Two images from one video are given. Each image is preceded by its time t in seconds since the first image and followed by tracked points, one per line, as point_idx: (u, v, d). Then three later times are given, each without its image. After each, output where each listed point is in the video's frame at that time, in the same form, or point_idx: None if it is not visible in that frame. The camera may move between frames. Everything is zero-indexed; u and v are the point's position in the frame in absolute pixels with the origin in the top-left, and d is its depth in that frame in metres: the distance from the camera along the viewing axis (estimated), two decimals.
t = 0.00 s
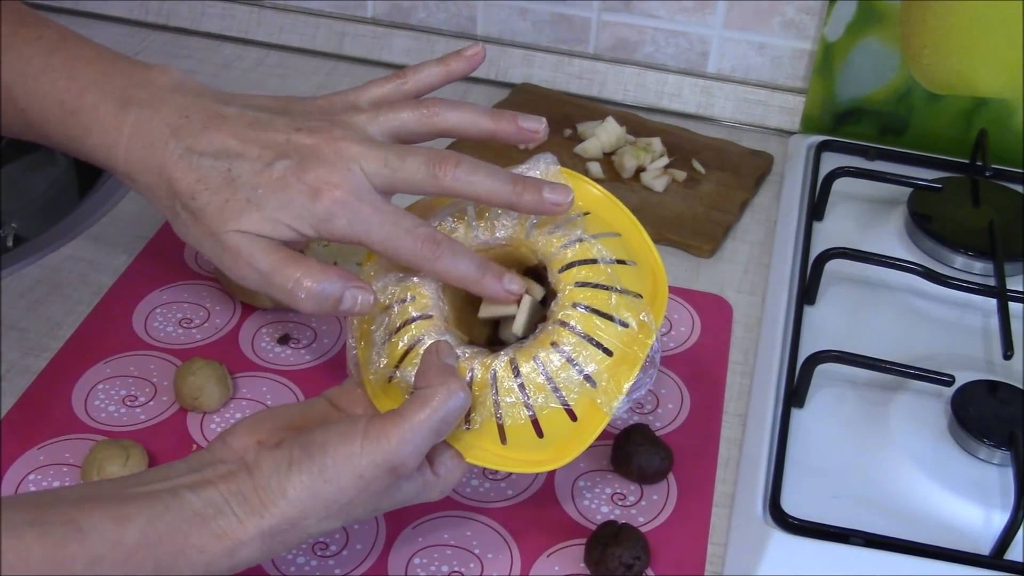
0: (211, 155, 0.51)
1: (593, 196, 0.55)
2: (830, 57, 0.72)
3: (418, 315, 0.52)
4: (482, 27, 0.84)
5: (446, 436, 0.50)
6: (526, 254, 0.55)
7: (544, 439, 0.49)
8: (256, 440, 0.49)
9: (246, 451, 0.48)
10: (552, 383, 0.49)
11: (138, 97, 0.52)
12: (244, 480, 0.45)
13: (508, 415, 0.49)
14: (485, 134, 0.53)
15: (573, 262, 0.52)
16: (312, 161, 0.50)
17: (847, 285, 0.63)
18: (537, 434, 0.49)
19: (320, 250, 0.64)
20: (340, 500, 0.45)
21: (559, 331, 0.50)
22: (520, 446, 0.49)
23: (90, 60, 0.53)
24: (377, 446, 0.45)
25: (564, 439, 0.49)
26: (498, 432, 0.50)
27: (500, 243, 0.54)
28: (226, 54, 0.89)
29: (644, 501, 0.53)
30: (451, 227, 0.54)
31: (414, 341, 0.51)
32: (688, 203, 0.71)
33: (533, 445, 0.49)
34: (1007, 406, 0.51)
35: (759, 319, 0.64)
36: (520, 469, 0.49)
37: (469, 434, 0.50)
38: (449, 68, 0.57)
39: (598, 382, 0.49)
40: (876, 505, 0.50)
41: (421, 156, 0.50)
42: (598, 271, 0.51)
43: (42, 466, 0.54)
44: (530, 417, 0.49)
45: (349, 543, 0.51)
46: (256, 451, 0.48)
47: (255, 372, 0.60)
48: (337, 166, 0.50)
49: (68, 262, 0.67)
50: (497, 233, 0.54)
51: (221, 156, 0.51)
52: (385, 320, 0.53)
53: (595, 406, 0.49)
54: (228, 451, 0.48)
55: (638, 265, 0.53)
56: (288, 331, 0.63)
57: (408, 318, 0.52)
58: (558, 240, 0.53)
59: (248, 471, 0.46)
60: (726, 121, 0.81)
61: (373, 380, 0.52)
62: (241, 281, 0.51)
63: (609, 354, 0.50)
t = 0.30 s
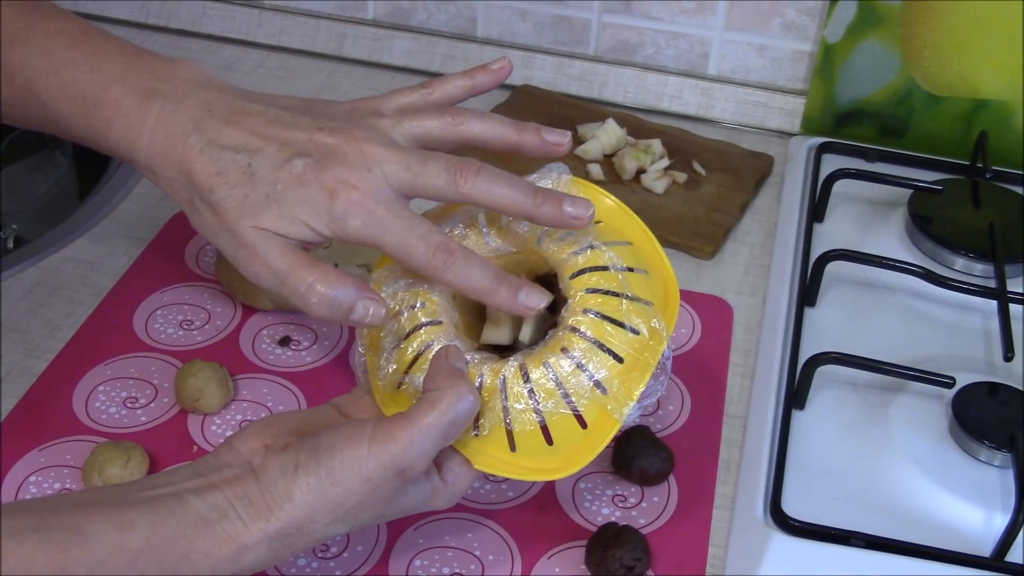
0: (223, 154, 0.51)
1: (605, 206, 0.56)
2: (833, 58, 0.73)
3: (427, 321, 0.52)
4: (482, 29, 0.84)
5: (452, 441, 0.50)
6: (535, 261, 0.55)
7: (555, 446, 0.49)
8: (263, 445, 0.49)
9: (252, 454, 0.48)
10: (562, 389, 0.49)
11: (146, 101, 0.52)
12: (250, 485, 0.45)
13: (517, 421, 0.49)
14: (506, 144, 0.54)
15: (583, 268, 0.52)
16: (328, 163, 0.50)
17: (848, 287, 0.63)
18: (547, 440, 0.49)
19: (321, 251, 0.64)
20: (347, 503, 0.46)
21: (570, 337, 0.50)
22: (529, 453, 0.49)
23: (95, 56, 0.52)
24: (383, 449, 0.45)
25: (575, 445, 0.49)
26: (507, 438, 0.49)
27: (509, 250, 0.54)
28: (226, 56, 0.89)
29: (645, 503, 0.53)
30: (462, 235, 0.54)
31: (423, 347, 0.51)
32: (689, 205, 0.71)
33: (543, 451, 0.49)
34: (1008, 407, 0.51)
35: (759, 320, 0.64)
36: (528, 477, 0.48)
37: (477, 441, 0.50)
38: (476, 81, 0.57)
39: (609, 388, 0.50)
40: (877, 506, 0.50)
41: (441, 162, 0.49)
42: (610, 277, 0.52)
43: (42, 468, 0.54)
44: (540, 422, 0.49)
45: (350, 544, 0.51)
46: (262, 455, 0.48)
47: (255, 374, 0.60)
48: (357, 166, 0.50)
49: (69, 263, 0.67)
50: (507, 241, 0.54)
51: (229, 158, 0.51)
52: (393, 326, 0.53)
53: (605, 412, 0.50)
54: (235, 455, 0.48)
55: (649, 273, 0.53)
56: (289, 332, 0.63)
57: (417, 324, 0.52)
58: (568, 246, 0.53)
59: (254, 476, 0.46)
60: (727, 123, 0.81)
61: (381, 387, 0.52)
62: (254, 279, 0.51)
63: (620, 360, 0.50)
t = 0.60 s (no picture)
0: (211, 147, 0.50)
1: (602, 216, 0.56)
2: (830, 59, 0.73)
3: (422, 330, 0.52)
4: (480, 29, 0.84)
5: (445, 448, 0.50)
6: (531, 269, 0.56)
7: (550, 456, 0.49)
8: (255, 453, 0.49)
9: (245, 463, 0.48)
10: (558, 397, 0.49)
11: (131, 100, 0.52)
12: (243, 494, 0.45)
13: (511, 429, 0.49)
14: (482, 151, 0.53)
15: (578, 277, 0.53)
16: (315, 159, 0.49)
17: (845, 287, 0.63)
18: (542, 450, 0.49)
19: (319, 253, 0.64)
20: (341, 512, 0.46)
21: (565, 345, 0.50)
22: (524, 462, 0.49)
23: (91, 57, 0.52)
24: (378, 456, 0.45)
25: (570, 453, 0.49)
26: (501, 447, 0.49)
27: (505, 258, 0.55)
28: (224, 58, 0.89)
29: (641, 503, 0.53)
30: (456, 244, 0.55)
31: (416, 355, 0.52)
32: (686, 206, 0.71)
33: (537, 460, 0.49)
34: (1004, 408, 0.51)
35: (757, 321, 0.64)
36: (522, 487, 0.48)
37: (471, 449, 0.50)
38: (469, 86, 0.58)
39: (604, 396, 0.49)
40: (873, 507, 0.50)
41: (424, 166, 0.49)
42: (605, 286, 0.52)
43: (39, 469, 0.54)
44: (534, 430, 0.49)
45: (346, 545, 0.51)
46: (255, 463, 0.48)
47: (253, 375, 0.60)
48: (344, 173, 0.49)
49: (66, 265, 0.67)
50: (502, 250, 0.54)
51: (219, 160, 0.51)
52: (387, 334, 0.53)
53: (601, 420, 0.49)
54: (226, 464, 0.48)
55: (644, 282, 0.54)
56: (286, 333, 0.63)
57: (411, 333, 0.52)
58: (564, 255, 0.53)
59: (247, 485, 0.46)
60: (724, 123, 0.81)
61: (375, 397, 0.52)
62: (240, 285, 0.51)
63: (615, 369, 0.50)
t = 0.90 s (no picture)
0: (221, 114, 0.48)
1: (642, 245, 0.58)
2: (830, 57, 0.73)
3: (448, 331, 0.53)
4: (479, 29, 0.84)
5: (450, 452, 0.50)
6: (563, 290, 0.57)
7: (556, 475, 0.49)
8: (262, 441, 0.49)
9: (251, 453, 0.48)
10: (571, 416, 0.49)
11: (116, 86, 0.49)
12: (247, 482, 0.45)
13: (521, 443, 0.49)
14: (480, 124, 0.52)
15: (608, 299, 0.53)
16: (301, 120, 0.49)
17: (845, 287, 0.63)
18: (550, 467, 0.49)
19: (318, 252, 0.64)
20: (343, 504, 0.45)
21: (585, 364, 0.50)
22: (532, 478, 0.49)
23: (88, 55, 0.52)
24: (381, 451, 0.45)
25: (577, 475, 0.49)
26: (509, 460, 0.49)
27: (538, 273, 0.57)
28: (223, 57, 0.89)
29: (641, 503, 0.53)
30: (494, 254, 0.57)
31: (438, 356, 0.52)
32: (685, 206, 0.71)
33: (543, 477, 0.49)
34: (1003, 408, 0.51)
35: (755, 321, 0.64)
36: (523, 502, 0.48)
37: (479, 458, 0.49)
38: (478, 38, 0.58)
39: (618, 420, 0.49)
40: (872, 508, 0.50)
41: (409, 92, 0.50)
42: (633, 312, 0.52)
43: (38, 468, 0.54)
44: (544, 447, 0.49)
45: (345, 545, 0.51)
46: (261, 451, 0.48)
47: (252, 374, 0.60)
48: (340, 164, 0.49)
49: (65, 265, 0.67)
50: (536, 264, 0.56)
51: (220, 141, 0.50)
52: (413, 333, 0.54)
53: (612, 445, 0.49)
54: (234, 452, 0.48)
55: (675, 313, 0.54)
56: (285, 333, 0.63)
57: (436, 334, 0.53)
58: (598, 278, 0.54)
59: (251, 472, 0.46)
60: (724, 124, 0.81)
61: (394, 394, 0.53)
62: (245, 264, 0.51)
63: (634, 396, 0.50)
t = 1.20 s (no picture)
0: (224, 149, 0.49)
1: (649, 230, 0.57)
2: (829, 60, 0.73)
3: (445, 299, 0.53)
4: (479, 30, 0.84)
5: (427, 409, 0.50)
6: (564, 268, 0.57)
7: (531, 444, 0.48)
8: (248, 410, 0.50)
9: (238, 420, 0.49)
10: (549, 381, 0.49)
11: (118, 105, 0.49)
12: (230, 448, 0.45)
13: (496, 405, 0.49)
14: (477, 173, 0.52)
15: (602, 277, 0.53)
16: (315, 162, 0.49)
17: (845, 288, 0.63)
18: (525, 434, 0.48)
19: (318, 253, 0.64)
20: (326, 466, 0.46)
21: (570, 336, 0.50)
22: (505, 442, 0.48)
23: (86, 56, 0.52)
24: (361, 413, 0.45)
25: (550, 443, 0.48)
26: (486, 423, 0.49)
27: (539, 251, 0.57)
28: (223, 58, 0.89)
29: (641, 504, 0.53)
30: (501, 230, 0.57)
31: (432, 317, 0.52)
32: (685, 206, 0.71)
33: (517, 441, 0.48)
34: (1003, 409, 0.51)
35: (755, 322, 0.64)
36: (494, 467, 0.48)
37: (458, 420, 0.49)
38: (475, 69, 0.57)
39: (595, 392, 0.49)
40: (872, 509, 0.50)
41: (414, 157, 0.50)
42: (625, 290, 0.52)
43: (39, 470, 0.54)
44: (518, 410, 0.49)
45: (345, 546, 0.51)
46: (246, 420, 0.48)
47: (252, 375, 0.60)
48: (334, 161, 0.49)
49: (66, 265, 0.67)
50: (539, 243, 0.56)
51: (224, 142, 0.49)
52: (415, 297, 0.54)
53: (586, 417, 0.49)
54: (220, 420, 0.49)
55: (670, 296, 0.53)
56: (285, 334, 0.63)
57: (434, 299, 0.53)
58: (594, 254, 0.54)
59: (237, 437, 0.46)
60: (724, 124, 0.81)
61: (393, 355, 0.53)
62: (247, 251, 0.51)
63: (617, 372, 0.50)
